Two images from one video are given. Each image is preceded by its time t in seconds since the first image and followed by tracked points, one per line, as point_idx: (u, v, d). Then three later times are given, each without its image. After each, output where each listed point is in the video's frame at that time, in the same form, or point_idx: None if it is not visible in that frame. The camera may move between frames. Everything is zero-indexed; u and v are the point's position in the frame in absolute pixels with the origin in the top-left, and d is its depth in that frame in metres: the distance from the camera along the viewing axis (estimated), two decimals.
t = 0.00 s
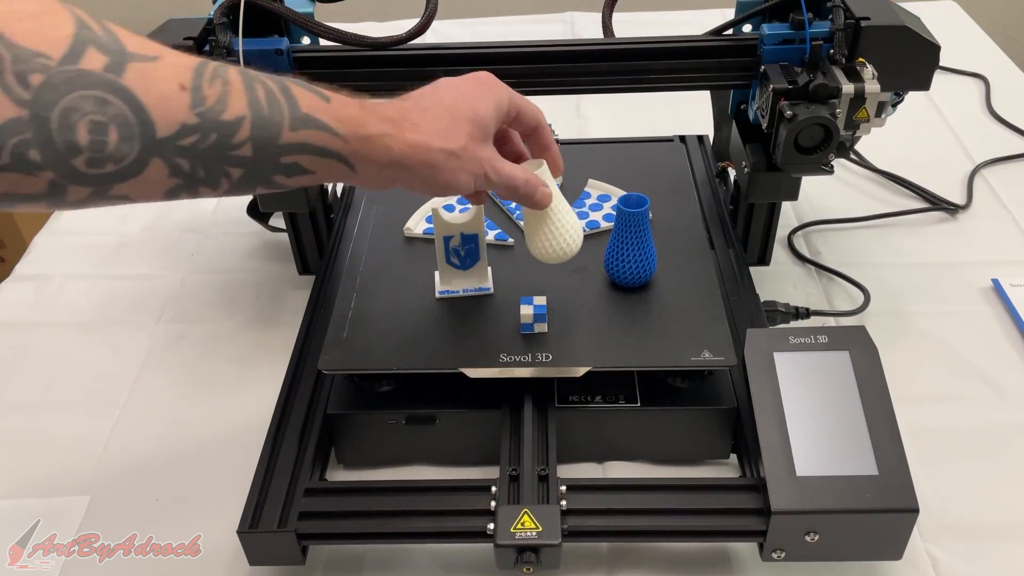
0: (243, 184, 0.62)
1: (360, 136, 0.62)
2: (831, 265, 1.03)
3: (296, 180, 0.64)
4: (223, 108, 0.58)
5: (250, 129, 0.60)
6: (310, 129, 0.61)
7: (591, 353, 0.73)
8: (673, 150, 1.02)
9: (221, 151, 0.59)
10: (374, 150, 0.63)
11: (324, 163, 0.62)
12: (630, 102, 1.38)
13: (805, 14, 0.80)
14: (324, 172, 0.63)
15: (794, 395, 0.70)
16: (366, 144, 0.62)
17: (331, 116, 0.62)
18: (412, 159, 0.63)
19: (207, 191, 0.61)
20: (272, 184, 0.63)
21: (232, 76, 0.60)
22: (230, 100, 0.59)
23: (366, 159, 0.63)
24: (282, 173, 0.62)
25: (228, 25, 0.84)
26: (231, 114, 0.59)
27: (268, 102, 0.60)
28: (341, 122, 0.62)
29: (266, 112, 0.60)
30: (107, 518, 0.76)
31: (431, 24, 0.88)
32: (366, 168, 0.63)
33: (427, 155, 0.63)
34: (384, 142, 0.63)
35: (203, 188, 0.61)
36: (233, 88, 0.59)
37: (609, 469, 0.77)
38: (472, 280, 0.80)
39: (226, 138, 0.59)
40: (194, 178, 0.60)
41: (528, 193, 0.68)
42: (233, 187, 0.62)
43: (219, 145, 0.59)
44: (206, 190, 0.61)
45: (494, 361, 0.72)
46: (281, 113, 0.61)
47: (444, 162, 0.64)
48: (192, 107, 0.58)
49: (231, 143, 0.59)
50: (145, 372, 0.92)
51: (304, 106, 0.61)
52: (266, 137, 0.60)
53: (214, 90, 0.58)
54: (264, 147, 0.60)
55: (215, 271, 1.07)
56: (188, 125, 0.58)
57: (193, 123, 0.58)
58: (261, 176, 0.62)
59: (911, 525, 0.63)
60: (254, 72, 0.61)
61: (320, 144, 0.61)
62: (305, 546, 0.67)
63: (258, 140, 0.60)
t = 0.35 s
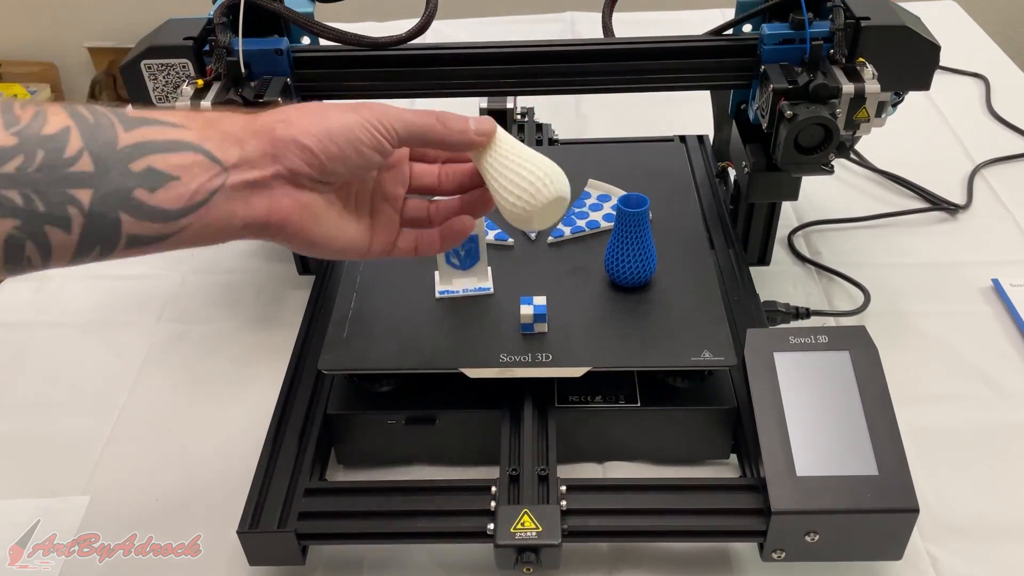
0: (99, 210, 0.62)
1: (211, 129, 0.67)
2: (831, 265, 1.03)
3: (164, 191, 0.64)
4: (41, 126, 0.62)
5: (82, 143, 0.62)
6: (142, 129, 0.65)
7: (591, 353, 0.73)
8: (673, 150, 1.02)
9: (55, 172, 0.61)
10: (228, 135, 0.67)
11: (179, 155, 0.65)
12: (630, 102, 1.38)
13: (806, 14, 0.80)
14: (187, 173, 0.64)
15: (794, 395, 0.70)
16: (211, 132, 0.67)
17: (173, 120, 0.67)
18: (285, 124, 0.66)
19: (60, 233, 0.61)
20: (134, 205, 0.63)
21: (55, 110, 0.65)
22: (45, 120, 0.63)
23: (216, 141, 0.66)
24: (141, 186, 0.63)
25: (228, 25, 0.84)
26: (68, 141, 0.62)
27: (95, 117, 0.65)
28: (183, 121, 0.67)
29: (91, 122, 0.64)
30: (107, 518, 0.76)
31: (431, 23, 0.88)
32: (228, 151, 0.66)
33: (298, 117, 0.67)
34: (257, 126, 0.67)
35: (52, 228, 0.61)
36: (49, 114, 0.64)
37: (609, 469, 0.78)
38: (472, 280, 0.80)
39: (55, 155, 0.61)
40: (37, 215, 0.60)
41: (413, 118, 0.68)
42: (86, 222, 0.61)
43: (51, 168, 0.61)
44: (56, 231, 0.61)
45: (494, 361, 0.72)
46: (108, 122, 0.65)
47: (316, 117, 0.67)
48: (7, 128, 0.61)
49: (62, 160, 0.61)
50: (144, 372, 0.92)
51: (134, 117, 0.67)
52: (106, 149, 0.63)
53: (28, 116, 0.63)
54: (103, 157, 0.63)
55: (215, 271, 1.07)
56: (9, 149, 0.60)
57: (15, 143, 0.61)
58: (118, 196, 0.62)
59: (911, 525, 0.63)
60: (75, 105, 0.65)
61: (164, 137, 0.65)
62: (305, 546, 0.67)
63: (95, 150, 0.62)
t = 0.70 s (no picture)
0: (76, 291, 0.57)
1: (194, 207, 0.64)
2: (831, 265, 1.03)
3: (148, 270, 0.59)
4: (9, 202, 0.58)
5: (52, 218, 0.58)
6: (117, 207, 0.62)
7: (591, 353, 0.73)
8: (673, 150, 1.02)
9: (26, 250, 0.56)
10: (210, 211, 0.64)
11: (160, 234, 0.61)
12: (630, 102, 1.38)
13: (805, 14, 0.80)
14: (172, 250, 0.61)
15: (793, 395, 0.70)
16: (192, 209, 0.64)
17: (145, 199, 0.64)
18: (269, 193, 0.65)
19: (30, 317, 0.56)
20: (114, 285, 0.58)
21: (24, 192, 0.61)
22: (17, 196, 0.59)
23: (198, 218, 0.63)
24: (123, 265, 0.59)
25: (227, 25, 0.84)
26: (39, 218, 0.58)
27: (66, 196, 0.61)
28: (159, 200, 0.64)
29: (64, 200, 0.60)
30: (107, 518, 0.76)
31: (430, 23, 0.88)
32: (211, 228, 0.62)
33: (283, 187, 0.65)
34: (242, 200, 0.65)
35: (23, 314, 0.55)
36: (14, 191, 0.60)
37: (609, 469, 0.78)
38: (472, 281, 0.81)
39: (24, 232, 0.57)
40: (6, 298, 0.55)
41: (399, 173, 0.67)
42: (59, 306, 0.56)
43: (21, 243, 0.57)
44: (28, 317, 0.56)
45: (494, 361, 0.72)
46: (82, 200, 0.61)
47: (301, 182, 0.65)
48: None
49: (33, 235, 0.57)
50: (144, 372, 0.92)
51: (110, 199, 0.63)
52: (80, 225, 0.59)
53: None
54: (79, 232, 0.59)
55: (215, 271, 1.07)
56: None
57: None
58: (97, 272, 0.58)
59: (911, 525, 0.63)
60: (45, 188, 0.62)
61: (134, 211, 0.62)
62: (304, 546, 0.67)
63: (70, 227, 0.59)
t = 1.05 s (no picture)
0: (52, 324, 0.56)
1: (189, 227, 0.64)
2: (831, 265, 1.03)
3: (132, 299, 0.59)
4: None
5: (27, 247, 0.58)
6: (105, 228, 0.61)
7: (591, 353, 0.72)
8: (674, 150, 1.02)
9: None
10: (209, 233, 0.64)
11: (144, 257, 0.61)
12: (630, 101, 1.38)
13: (805, 14, 0.80)
14: (157, 275, 0.60)
15: (793, 396, 0.70)
16: (183, 227, 0.64)
17: (133, 219, 0.64)
18: (273, 206, 0.65)
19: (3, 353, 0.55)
20: (96, 315, 0.58)
21: None
22: None
23: (187, 240, 0.63)
24: (106, 292, 0.58)
25: (227, 25, 0.84)
26: (13, 249, 0.57)
27: (46, 221, 0.60)
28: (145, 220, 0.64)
29: (40, 225, 0.60)
30: (107, 519, 0.76)
31: (430, 24, 0.88)
32: (203, 249, 0.62)
33: (287, 199, 0.65)
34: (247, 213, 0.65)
35: None
36: None
37: (609, 470, 0.78)
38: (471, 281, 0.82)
39: None
40: None
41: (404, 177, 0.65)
42: (34, 340, 0.56)
43: None
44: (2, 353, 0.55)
45: (494, 361, 0.72)
46: (64, 224, 0.61)
47: (305, 193, 0.65)
48: None
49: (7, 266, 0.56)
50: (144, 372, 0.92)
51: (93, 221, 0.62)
52: (59, 254, 0.58)
53: None
54: (56, 261, 0.58)
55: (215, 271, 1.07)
56: None
57: None
58: (74, 303, 0.57)
59: (911, 525, 0.63)
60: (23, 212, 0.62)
61: (116, 236, 0.61)
62: (304, 547, 0.67)
63: (45, 256, 0.58)
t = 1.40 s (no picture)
0: (42, 354, 0.56)
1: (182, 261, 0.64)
2: (831, 264, 1.03)
3: (123, 333, 0.59)
4: None
5: (22, 277, 0.58)
6: (102, 258, 0.61)
7: (591, 353, 0.72)
8: (674, 150, 1.02)
9: None
10: (201, 269, 0.64)
11: (136, 290, 0.60)
12: (630, 101, 1.38)
13: (806, 13, 0.80)
14: (150, 310, 0.60)
15: (794, 396, 0.70)
16: (177, 261, 0.64)
17: (127, 248, 0.64)
18: (261, 241, 0.65)
19: None
20: (86, 346, 0.57)
21: None
22: None
23: (182, 273, 0.63)
24: (97, 324, 0.58)
25: (227, 25, 0.84)
26: (10, 277, 0.57)
27: (43, 250, 0.60)
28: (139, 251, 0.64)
29: (36, 254, 0.59)
30: (107, 519, 0.76)
31: (430, 23, 0.87)
32: (196, 283, 0.63)
33: (276, 234, 0.66)
34: (237, 248, 0.66)
35: None
36: None
37: (609, 470, 0.78)
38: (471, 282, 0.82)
39: None
40: None
41: (391, 207, 0.66)
42: (24, 370, 0.55)
43: None
44: None
45: (494, 361, 0.72)
46: (59, 253, 0.60)
47: (293, 227, 0.66)
48: None
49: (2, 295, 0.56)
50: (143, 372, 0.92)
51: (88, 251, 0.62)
52: (54, 283, 0.58)
53: None
54: (50, 292, 0.58)
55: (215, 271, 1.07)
56: None
57: None
58: (66, 334, 0.57)
59: (911, 525, 0.63)
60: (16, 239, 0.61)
61: (112, 268, 0.61)
62: (304, 547, 0.67)
63: (40, 286, 0.58)
